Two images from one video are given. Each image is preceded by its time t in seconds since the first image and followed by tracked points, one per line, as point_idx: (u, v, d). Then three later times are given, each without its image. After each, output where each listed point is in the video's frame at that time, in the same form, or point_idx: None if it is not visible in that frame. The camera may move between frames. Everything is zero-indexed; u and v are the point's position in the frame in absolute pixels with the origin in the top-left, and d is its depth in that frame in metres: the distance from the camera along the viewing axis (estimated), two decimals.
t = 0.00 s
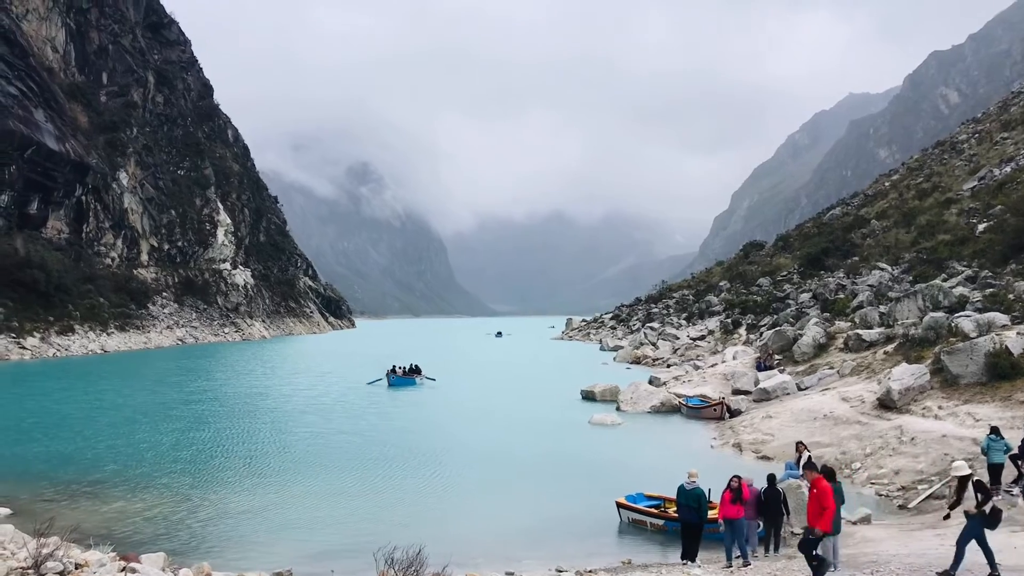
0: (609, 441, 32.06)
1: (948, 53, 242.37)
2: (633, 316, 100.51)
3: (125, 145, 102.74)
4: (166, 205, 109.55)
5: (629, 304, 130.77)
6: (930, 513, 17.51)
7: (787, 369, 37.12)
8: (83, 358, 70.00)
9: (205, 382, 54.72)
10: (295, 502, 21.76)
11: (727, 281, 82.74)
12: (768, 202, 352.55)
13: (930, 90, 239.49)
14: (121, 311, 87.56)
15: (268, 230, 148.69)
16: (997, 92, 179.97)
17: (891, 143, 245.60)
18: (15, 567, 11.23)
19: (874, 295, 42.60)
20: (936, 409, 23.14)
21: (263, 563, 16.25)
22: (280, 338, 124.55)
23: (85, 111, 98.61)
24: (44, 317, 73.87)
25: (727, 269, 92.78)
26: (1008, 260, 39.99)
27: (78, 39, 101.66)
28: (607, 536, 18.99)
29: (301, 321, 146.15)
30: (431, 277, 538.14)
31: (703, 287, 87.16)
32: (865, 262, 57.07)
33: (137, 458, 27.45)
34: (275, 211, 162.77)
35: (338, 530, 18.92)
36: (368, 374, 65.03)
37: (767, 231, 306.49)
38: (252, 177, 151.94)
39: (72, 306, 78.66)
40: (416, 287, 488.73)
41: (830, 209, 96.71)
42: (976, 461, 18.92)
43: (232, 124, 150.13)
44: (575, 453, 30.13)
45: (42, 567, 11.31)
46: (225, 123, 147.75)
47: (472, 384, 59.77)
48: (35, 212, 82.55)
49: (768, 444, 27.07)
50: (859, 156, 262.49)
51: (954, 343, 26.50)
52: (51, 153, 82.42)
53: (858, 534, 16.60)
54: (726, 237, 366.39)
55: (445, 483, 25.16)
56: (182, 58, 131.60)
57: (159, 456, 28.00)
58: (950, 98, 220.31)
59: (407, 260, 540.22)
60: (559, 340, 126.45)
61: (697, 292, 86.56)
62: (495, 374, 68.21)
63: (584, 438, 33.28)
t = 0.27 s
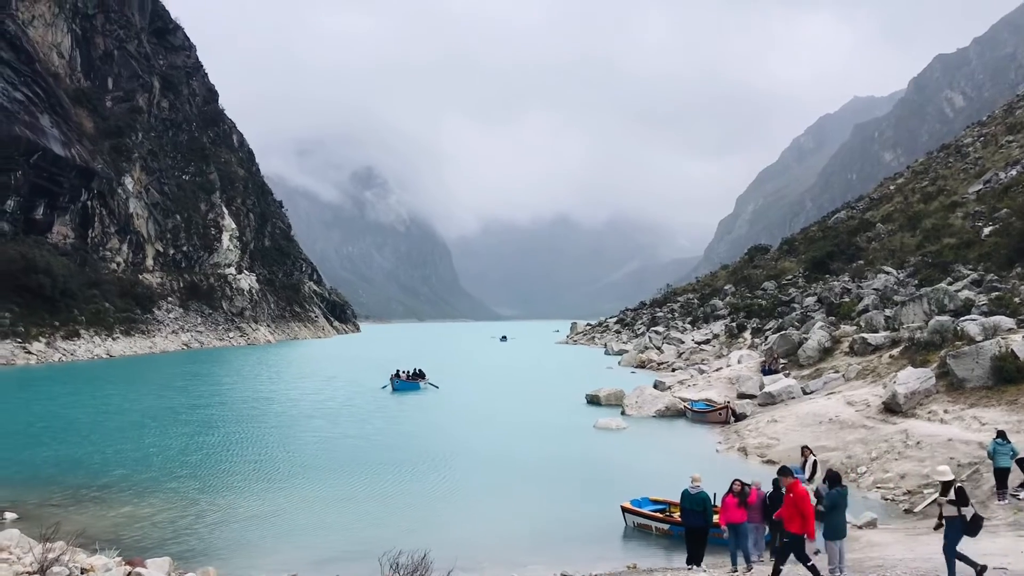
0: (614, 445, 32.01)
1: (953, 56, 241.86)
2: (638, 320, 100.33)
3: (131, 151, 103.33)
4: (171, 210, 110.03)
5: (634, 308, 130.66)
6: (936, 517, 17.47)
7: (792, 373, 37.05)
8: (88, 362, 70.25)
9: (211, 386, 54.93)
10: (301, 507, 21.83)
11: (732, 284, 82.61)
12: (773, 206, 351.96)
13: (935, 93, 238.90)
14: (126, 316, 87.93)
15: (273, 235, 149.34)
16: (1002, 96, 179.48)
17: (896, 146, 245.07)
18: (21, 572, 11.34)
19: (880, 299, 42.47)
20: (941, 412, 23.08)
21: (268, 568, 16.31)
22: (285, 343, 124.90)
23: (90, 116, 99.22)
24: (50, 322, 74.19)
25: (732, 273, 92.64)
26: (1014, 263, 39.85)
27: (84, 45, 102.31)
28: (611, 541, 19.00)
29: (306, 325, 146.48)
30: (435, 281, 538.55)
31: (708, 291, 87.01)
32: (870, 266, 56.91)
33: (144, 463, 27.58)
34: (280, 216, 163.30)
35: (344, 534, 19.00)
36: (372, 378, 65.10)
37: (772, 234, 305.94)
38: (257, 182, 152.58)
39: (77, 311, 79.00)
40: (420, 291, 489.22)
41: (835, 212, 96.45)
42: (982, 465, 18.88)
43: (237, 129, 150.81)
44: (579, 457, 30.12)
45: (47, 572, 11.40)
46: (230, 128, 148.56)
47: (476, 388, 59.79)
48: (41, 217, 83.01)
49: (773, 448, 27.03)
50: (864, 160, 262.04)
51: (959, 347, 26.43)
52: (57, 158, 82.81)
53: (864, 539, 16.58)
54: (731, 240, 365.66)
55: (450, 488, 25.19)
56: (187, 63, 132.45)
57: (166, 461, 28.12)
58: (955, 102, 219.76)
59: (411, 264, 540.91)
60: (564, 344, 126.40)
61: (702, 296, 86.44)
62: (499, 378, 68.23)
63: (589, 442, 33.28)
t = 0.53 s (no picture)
0: (622, 451, 32.00)
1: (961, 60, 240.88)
2: (646, 325, 100.21)
3: (140, 158, 104.25)
4: (180, 216, 110.80)
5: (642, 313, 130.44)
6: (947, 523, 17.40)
7: (801, 378, 36.93)
8: (97, 368, 70.77)
9: (220, 392, 55.20)
10: (310, 513, 21.90)
11: (741, 289, 82.42)
12: (781, 211, 350.85)
13: (943, 97, 237.88)
14: (135, 322, 88.48)
15: (281, 241, 150.24)
16: (1011, 99, 178.45)
17: (904, 150, 244.05)
18: None
19: (889, 303, 42.29)
20: (952, 418, 23.00)
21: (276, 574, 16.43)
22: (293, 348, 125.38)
23: (100, 123, 100.38)
24: (60, 329, 74.81)
25: (740, 278, 92.43)
26: None
27: (94, 53, 103.36)
28: (620, 546, 19.02)
29: (314, 330, 146.97)
30: (443, 287, 539.32)
31: (717, 296, 86.75)
32: (879, 271, 56.70)
33: (154, 469, 27.75)
34: (288, 222, 164.12)
35: (352, 541, 19.07)
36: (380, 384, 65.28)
37: (780, 239, 304.86)
38: (266, 188, 153.52)
39: (86, 318, 79.65)
40: (428, 297, 489.98)
41: (844, 217, 96.07)
42: (993, 471, 18.81)
43: (245, 135, 151.88)
44: (587, 463, 30.14)
45: None
46: (239, 134, 149.67)
47: (484, 393, 59.86)
48: (50, 224, 83.76)
49: (782, 453, 26.99)
50: (872, 164, 260.97)
51: (969, 352, 26.32)
52: (66, 165, 83.60)
53: (874, 544, 16.55)
54: (739, 245, 364.62)
55: (457, 493, 25.28)
56: (196, 71, 133.62)
57: (177, 467, 28.29)
58: (963, 105, 218.65)
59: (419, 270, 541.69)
60: (572, 350, 126.31)
61: (710, 301, 86.26)
62: (507, 384, 68.26)
63: (598, 448, 33.27)
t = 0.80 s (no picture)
0: (633, 457, 31.99)
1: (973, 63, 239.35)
2: (657, 330, 100.00)
3: (151, 164, 105.31)
4: (191, 223, 111.79)
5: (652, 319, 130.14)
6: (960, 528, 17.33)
7: (813, 383, 36.80)
8: (109, 374, 71.41)
9: (232, 398, 55.61)
10: (321, 519, 22.08)
11: (752, 294, 82.13)
12: (792, 216, 349.27)
13: (955, 100, 236.21)
14: (147, 328, 89.31)
15: (291, 247, 151.30)
16: None
17: (916, 154, 242.53)
18: None
19: (901, 308, 42.04)
20: (964, 423, 22.88)
21: None
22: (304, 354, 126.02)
23: (112, 130, 101.37)
24: (72, 335, 75.59)
25: (751, 283, 92.12)
26: None
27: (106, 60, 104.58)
28: (631, 552, 19.05)
29: (325, 336, 147.62)
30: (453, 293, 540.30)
31: (728, 301, 86.43)
32: (890, 275, 56.37)
33: (168, 475, 28.04)
34: (299, 229, 165.17)
35: (363, 547, 19.22)
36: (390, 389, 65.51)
37: (791, 244, 303.42)
38: (277, 195, 154.64)
39: (98, 324, 80.47)
40: (439, 303, 490.98)
41: (855, 222, 95.58)
42: (1007, 476, 18.71)
43: (256, 142, 153.14)
44: (598, 468, 30.14)
45: None
46: (250, 141, 151.02)
47: (494, 399, 59.94)
48: (63, 231, 84.72)
49: (794, 459, 26.90)
50: (883, 168, 259.51)
51: (982, 357, 26.17)
52: (78, 172, 84.60)
53: (886, 550, 16.50)
54: (750, 250, 363.17)
55: (466, 498, 25.39)
56: (207, 78, 135.06)
57: (191, 473, 28.59)
58: (975, 109, 217.11)
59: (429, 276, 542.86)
60: (582, 355, 126.21)
61: (721, 306, 86.02)
62: (517, 389, 68.34)
63: (609, 453, 33.30)
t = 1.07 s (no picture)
0: (645, 463, 31.96)
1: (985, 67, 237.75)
2: (669, 336, 99.75)
3: (164, 172, 106.47)
4: (204, 230, 112.83)
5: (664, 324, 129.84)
6: (975, 535, 17.27)
7: (825, 389, 36.64)
8: (122, 381, 72.06)
9: (244, 404, 56.00)
10: (334, 526, 22.23)
11: (764, 300, 81.83)
12: (804, 221, 347.56)
13: (968, 104, 234.48)
14: (160, 335, 90.16)
15: (303, 254, 152.29)
16: None
17: (928, 159, 240.95)
18: None
19: (913, 313, 41.79)
20: (979, 429, 22.77)
21: None
22: (316, 360, 126.67)
23: (125, 138, 102.55)
24: (86, 342, 76.37)
25: (763, 288, 91.75)
26: None
27: (119, 69, 105.91)
28: (643, 559, 19.06)
29: (336, 342, 148.33)
30: (464, 299, 541.29)
31: (739, 307, 86.12)
32: (903, 280, 56.02)
33: (182, 481, 28.33)
34: (311, 235, 166.24)
35: (375, 553, 19.37)
36: (401, 395, 65.73)
37: (803, 249, 301.83)
38: (289, 202, 155.79)
39: (112, 331, 81.31)
40: (450, 309, 491.99)
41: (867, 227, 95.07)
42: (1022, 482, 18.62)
43: (268, 150, 154.52)
44: (610, 475, 30.14)
45: None
46: (262, 149, 152.42)
47: (505, 405, 60.03)
48: (76, 238, 85.73)
49: (807, 465, 26.81)
50: (895, 173, 257.95)
51: (996, 362, 26.03)
52: (91, 179, 85.64)
53: (900, 557, 16.46)
54: (762, 256, 361.52)
55: (476, 505, 25.50)
56: (219, 86, 136.53)
57: (205, 479, 28.86)
58: (988, 113, 215.57)
59: (440, 282, 543.94)
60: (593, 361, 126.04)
61: (733, 311, 85.74)
62: (529, 395, 68.35)
63: (620, 460, 33.27)
